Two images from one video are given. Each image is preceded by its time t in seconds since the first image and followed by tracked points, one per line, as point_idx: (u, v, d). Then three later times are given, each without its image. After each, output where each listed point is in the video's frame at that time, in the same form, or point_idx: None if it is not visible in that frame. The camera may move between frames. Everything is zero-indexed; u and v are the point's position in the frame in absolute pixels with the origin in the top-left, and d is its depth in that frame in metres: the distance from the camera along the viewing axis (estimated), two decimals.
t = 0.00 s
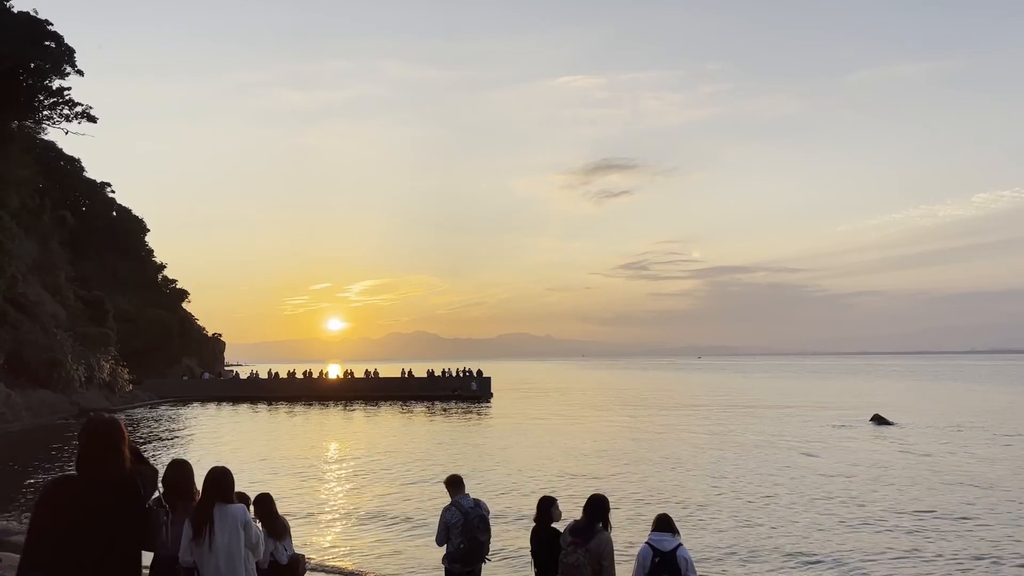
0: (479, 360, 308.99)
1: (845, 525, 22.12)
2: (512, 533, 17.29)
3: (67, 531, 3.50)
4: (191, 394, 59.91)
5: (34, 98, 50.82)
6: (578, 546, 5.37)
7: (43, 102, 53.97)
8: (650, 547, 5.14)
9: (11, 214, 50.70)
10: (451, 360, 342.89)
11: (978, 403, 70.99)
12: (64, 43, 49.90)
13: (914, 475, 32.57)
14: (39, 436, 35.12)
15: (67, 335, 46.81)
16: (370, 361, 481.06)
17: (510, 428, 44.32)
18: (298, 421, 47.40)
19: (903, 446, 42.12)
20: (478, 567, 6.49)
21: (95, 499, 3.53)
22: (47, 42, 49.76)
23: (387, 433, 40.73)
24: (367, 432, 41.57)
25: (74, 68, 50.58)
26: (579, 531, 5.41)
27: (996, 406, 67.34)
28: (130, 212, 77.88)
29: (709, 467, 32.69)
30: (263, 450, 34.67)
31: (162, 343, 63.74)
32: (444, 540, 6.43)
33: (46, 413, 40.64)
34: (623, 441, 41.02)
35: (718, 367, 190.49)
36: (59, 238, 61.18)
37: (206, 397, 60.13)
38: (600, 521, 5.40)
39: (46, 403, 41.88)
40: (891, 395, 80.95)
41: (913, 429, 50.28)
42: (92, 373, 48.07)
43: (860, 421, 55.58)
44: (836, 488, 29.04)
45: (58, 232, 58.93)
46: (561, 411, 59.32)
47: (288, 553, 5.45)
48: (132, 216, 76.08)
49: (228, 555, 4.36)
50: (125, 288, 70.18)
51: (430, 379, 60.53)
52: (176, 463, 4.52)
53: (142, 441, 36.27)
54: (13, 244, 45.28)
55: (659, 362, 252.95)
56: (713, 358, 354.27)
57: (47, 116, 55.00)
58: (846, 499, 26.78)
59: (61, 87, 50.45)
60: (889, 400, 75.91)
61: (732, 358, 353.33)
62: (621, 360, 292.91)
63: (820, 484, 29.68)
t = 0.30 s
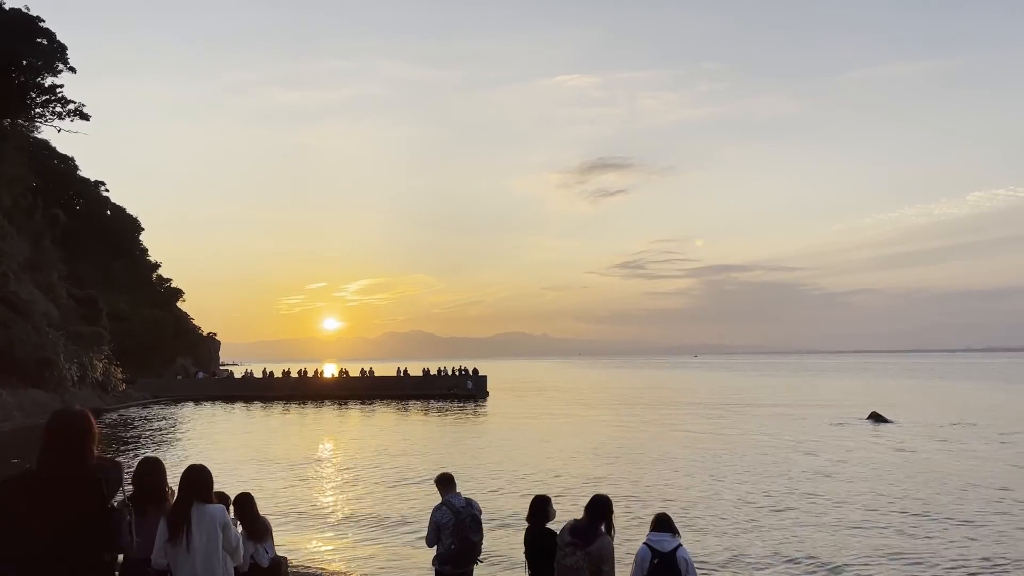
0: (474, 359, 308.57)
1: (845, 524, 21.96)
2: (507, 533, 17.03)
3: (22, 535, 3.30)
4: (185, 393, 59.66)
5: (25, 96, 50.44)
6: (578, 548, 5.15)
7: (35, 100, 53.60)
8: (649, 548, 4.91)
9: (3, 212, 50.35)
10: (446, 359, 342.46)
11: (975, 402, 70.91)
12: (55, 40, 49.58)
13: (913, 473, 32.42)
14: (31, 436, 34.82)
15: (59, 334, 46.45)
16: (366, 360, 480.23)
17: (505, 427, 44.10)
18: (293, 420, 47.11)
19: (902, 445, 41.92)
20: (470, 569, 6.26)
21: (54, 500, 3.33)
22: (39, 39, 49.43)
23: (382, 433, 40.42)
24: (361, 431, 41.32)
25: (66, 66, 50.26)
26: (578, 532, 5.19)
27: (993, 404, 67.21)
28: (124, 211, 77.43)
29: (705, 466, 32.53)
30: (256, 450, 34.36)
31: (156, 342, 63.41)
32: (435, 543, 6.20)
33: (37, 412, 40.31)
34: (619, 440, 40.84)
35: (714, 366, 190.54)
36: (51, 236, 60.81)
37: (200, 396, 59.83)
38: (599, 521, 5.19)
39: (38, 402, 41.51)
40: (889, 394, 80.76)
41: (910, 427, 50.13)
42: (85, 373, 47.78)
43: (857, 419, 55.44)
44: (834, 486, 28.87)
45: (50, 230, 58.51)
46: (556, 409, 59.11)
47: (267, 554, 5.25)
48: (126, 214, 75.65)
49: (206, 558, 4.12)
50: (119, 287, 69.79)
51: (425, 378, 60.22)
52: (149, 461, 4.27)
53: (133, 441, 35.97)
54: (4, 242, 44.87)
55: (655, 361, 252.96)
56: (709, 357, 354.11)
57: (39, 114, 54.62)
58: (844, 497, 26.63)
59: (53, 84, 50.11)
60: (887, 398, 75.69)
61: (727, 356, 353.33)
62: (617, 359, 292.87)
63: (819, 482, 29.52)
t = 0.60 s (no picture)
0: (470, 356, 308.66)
1: (847, 521, 21.76)
2: (504, 530, 16.80)
3: None
4: (181, 391, 59.47)
5: (19, 91, 50.00)
6: (580, 554, 4.92)
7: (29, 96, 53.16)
8: (652, 553, 4.66)
9: None
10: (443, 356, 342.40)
11: (974, 398, 70.81)
12: (49, 35, 49.18)
13: (913, 469, 32.26)
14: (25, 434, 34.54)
15: (54, 331, 46.08)
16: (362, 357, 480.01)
17: (503, 424, 43.82)
18: (289, 417, 46.86)
19: (902, 441, 41.76)
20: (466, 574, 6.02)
21: None
22: (32, 34, 49.03)
23: (379, 430, 40.16)
24: (358, 428, 41.03)
25: (60, 61, 49.89)
26: (578, 537, 4.96)
27: (993, 401, 67.07)
28: (120, 207, 76.97)
29: (705, 463, 32.33)
30: (252, 447, 34.10)
31: (152, 339, 63.08)
32: (428, 548, 5.96)
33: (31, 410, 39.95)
34: (618, 437, 40.60)
35: (710, 362, 190.61)
36: (46, 233, 60.51)
37: (197, 393, 59.53)
38: (600, 525, 4.96)
39: (31, 400, 41.25)
40: (887, 390, 80.62)
41: (910, 424, 49.96)
42: (79, 370, 47.58)
43: (856, 416, 55.26)
44: (835, 482, 28.69)
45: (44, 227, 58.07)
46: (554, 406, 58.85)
47: (251, 560, 5.04)
48: (122, 211, 75.21)
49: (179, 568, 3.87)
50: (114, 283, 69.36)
51: (423, 375, 59.99)
52: (122, 465, 4.16)
53: (127, 438, 35.64)
54: None
55: (651, 358, 253.02)
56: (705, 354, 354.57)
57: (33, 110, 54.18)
58: (846, 494, 26.44)
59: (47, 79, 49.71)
60: (886, 395, 75.48)
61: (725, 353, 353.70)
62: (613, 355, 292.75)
63: (819, 479, 29.34)
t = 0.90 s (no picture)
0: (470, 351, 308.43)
1: (851, 514, 21.57)
2: (505, 524, 16.56)
3: None
4: (178, 385, 59.27)
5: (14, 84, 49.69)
6: (589, 552, 4.67)
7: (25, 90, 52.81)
8: (664, 552, 4.41)
9: None
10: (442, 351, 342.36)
11: (976, 391, 70.62)
12: (44, 28, 48.92)
13: (917, 463, 32.06)
14: (22, 429, 34.27)
15: (51, 326, 45.85)
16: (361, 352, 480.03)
17: (504, 419, 43.69)
18: (288, 412, 46.65)
19: (904, 435, 41.59)
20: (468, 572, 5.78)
21: None
22: (27, 27, 48.70)
23: (378, 424, 39.93)
24: (357, 423, 40.87)
25: (56, 54, 49.52)
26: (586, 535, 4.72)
27: (994, 394, 66.89)
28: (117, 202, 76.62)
29: (705, 457, 32.20)
30: (252, 441, 33.97)
31: (150, 334, 62.83)
32: (428, 546, 5.72)
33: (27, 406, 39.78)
34: (618, 431, 40.43)
35: (710, 356, 190.50)
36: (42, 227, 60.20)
37: (195, 388, 59.34)
38: (610, 522, 4.71)
39: (27, 394, 41.00)
40: (888, 384, 80.46)
41: (912, 417, 49.81)
42: (76, 365, 47.36)
43: (858, 409, 55.06)
44: (838, 476, 28.53)
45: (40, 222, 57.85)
46: (554, 400, 58.69)
47: (241, 560, 4.78)
48: (119, 206, 74.88)
49: (160, 568, 3.63)
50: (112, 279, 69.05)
51: (422, 368, 59.75)
52: (100, 458, 4.04)
53: (126, 433, 35.48)
54: None
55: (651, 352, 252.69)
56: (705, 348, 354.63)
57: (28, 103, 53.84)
58: (849, 487, 26.26)
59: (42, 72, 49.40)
60: (887, 388, 75.31)
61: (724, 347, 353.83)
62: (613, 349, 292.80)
63: (822, 473, 29.16)
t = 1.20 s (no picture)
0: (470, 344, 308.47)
1: (854, 507, 21.38)
2: (506, 518, 16.37)
3: None
4: (178, 379, 59.10)
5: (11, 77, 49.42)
6: (593, 552, 4.44)
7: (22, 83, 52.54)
8: (674, 551, 4.17)
9: None
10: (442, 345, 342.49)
11: (978, 384, 70.43)
12: (40, 20, 48.63)
13: (920, 456, 31.86)
14: (20, 423, 34.08)
15: (49, 320, 45.66)
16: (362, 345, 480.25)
17: (504, 412, 43.57)
18: (288, 405, 46.47)
19: (907, 428, 41.44)
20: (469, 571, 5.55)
21: None
22: (24, 19, 48.41)
23: (378, 418, 39.74)
24: (357, 416, 40.78)
25: (53, 46, 49.23)
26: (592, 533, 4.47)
27: (997, 387, 66.71)
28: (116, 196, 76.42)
29: (707, 450, 32.04)
30: (252, 435, 33.86)
31: (150, 328, 62.66)
32: (427, 545, 5.49)
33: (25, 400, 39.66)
34: (620, 424, 40.31)
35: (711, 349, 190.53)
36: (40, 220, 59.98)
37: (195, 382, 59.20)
38: (619, 521, 4.47)
39: (25, 388, 40.81)
40: (889, 377, 80.35)
41: (914, 410, 49.63)
42: (75, 359, 47.18)
43: (860, 402, 54.89)
44: (841, 469, 28.35)
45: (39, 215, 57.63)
46: (555, 393, 58.56)
47: (229, 560, 4.55)
48: (119, 200, 74.67)
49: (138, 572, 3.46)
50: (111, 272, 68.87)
51: (422, 361, 59.52)
52: (75, 454, 3.83)
53: (125, 427, 35.36)
54: None
55: (652, 345, 252.60)
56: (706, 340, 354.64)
57: (26, 96, 53.58)
58: (852, 480, 26.08)
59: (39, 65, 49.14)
60: (890, 381, 75.09)
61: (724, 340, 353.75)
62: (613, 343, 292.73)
63: (825, 465, 28.99)
